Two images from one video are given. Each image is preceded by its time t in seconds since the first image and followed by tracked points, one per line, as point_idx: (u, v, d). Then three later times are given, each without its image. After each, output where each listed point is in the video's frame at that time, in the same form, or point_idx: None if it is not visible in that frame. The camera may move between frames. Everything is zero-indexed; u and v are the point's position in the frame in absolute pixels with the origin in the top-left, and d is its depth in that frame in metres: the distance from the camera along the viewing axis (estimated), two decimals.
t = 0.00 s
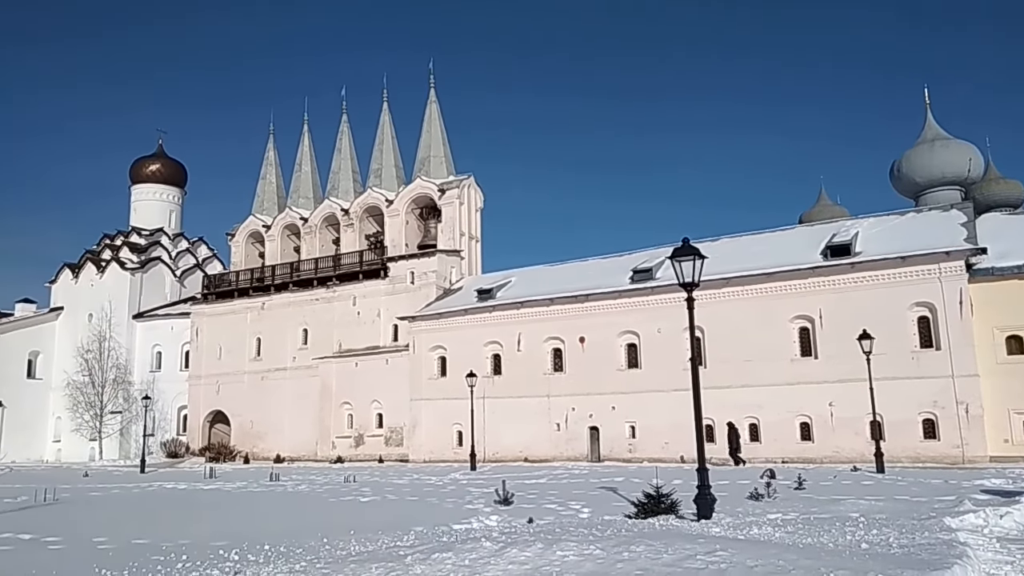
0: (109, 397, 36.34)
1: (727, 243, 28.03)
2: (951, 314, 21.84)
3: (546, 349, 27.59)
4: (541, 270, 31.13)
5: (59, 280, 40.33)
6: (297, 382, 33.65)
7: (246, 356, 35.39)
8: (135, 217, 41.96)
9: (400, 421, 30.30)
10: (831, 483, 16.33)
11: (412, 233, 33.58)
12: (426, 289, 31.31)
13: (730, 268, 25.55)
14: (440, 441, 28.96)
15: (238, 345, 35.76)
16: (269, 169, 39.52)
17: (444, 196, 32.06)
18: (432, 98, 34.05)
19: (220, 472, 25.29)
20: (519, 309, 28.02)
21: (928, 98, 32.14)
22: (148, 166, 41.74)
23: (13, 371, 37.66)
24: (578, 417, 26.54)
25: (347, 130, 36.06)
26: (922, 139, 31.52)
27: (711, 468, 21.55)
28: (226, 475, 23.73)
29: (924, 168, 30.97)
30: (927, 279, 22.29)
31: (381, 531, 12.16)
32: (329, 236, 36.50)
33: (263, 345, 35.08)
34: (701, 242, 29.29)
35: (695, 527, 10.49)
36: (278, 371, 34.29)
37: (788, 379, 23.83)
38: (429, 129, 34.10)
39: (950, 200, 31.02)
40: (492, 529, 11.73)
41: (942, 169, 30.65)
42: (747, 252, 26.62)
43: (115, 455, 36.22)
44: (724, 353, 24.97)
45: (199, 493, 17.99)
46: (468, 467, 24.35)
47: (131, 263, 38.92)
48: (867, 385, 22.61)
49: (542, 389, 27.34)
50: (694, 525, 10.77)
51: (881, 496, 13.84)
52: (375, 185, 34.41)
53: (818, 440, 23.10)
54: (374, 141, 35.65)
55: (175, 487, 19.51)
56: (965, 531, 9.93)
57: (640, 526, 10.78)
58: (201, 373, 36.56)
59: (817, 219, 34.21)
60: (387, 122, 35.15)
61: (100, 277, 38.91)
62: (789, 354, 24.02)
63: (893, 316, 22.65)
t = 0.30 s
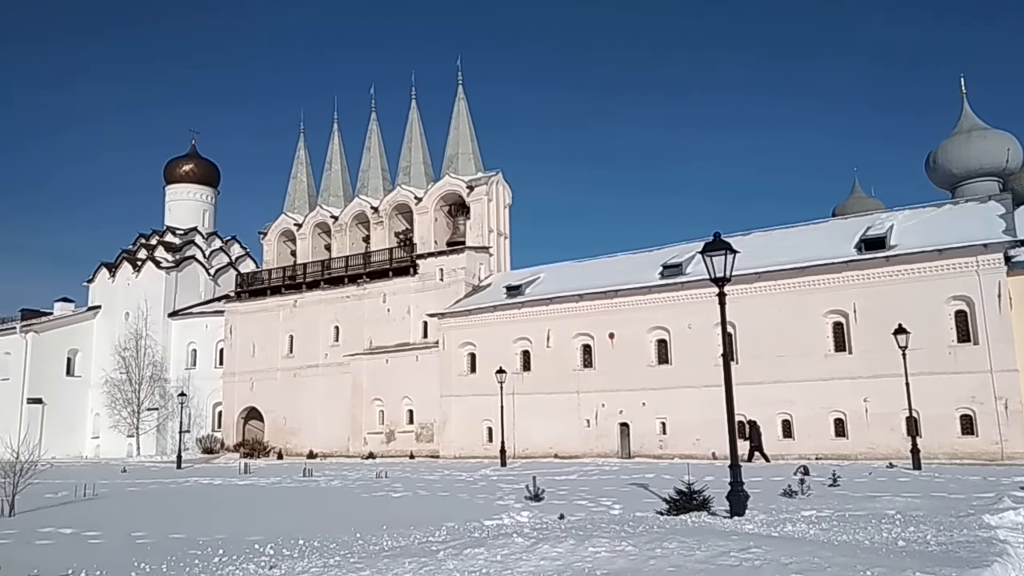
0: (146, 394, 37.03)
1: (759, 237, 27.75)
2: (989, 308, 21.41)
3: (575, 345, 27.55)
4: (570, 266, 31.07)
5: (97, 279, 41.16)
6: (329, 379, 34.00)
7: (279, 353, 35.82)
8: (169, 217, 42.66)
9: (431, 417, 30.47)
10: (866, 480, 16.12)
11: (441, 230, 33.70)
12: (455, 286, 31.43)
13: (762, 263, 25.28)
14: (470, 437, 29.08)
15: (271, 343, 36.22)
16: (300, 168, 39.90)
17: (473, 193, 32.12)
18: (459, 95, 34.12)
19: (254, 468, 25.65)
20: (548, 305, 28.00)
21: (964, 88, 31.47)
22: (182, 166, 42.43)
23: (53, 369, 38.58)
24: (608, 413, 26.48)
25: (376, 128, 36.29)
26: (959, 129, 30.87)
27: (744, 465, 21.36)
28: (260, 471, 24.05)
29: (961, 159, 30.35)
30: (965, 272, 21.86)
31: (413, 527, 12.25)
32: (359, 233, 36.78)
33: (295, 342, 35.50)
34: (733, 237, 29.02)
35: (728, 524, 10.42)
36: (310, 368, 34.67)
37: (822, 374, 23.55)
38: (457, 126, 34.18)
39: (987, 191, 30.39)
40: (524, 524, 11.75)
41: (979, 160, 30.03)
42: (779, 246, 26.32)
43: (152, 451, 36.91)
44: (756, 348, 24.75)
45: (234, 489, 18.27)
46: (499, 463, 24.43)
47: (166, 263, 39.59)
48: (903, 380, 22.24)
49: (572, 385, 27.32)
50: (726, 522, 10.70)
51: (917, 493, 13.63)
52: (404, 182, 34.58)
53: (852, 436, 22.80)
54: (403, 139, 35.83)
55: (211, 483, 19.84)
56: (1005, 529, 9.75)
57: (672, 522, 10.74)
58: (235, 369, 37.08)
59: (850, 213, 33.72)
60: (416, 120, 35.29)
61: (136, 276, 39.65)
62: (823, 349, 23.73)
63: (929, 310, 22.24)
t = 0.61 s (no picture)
0: (180, 387, 37.64)
1: (790, 229, 27.42)
2: None
3: (604, 338, 27.46)
4: (598, 259, 30.96)
5: (131, 274, 41.88)
6: (359, 372, 34.28)
7: (310, 347, 36.19)
8: (201, 212, 43.23)
9: (459, 410, 30.60)
10: (900, 473, 15.90)
11: (469, 224, 33.75)
12: (483, 280, 31.48)
13: (794, 255, 24.98)
14: (499, 430, 29.16)
15: (302, 336, 36.60)
16: (329, 164, 40.21)
17: (500, 187, 32.12)
18: (486, 88, 34.11)
19: (285, 460, 25.97)
20: (576, 299, 27.94)
21: (1001, 74, 30.74)
22: (213, 163, 42.98)
23: (90, 363, 39.37)
24: (637, 407, 26.38)
25: (404, 123, 36.42)
26: (995, 117, 30.16)
27: (775, 459, 21.16)
28: (291, 463, 24.35)
29: (998, 147, 29.68)
30: (1002, 263, 21.39)
31: (443, 519, 12.33)
32: (388, 228, 36.98)
33: (325, 336, 35.84)
34: (763, 228, 28.69)
35: (759, 518, 10.33)
36: (340, 361, 34.98)
37: (855, 367, 23.23)
38: (483, 119, 34.18)
39: None
40: (553, 517, 11.77)
41: (1017, 147, 29.33)
42: (810, 237, 25.99)
43: (187, 443, 37.44)
44: (787, 341, 24.49)
45: (266, 480, 18.53)
46: (527, 456, 24.48)
47: (198, 258, 40.15)
48: (938, 373, 21.85)
49: (600, 378, 27.26)
50: (758, 516, 10.61)
51: (953, 488, 13.39)
52: (432, 176, 34.69)
53: (886, 430, 22.48)
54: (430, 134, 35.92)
55: (243, 475, 20.16)
56: None
57: (702, 516, 10.68)
58: (266, 363, 37.54)
59: (883, 203, 33.17)
60: (443, 114, 35.36)
61: (169, 271, 40.27)
62: (856, 341, 23.40)
63: (966, 301, 21.81)
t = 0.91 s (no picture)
0: (214, 382, 38.20)
1: (822, 221, 27.06)
2: None
3: (632, 333, 27.35)
4: (626, 253, 30.83)
5: (165, 272, 42.55)
6: (389, 367, 34.52)
7: (340, 342, 36.52)
8: (233, 210, 43.77)
9: (488, 405, 30.68)
10: (936, 469, 15.64)
11: (496, 219, 33.77)
12: (511, 275, 31.48)
13: (826, 248, 24.65)
14: (528, 425, 29.19)
15: (332, 332, 36.94)
16: (357, 160, 40.46)
17: (527, 181, 32.09)
18: (513, 83, 34.07)
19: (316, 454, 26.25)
20: (604, 293, 27.85)
21: None
22: (244, 161, 43.47)
23: (125, 358, 40.15)
24: (666, 402, 26.25)
25: (431, 119, 36.52)
26: None
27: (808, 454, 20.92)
28: (322, 457, 24.60)
29: None
30: None
31: (473, 513, 12.38)
32: (416, 224, 37.15)
33: (355, 332, 36.13)
34: (795, 221, 28.35)
35: (791, 514, 10.24)
36: (370, 356, 35.26)
37: (889, 361, 22.89)
38: (510, 114, 34.16)
39: None
40: (584, 512, 11.77)
41: None
42: (843, 230, 25.63)
43: (221, 437, 38.04)
44: (820, 335, 24.20)
45: (298, 474, 18.76)
46: (556, 451, 24.48)
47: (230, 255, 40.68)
48: (975, 367, 21.44)
49: (629, 373, 27.16)
50: (790, 512, 10.51)
51: (991, 484, 13.15)
52: (459, 172, 34.76)
53: (921, 425, 22.13)
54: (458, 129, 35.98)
55: (276, 469, 20.44)
56: None
57: (734, 512, 10.61)
58: (298, 358, 37.96)
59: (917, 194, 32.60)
60: (470, 109, 35.39)
61: (202, 268, 40.86)
62: (890, 335, 23.04)
63: (1004, 293, 21.35)
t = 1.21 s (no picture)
0: (256, 385, 38.81)
1: (865, 219, 26.57)
2: None
3: (671, 334, 27.13)
4: (664, 253, 30.60)
5: (208, 276, 43.37)
6: (427, 369, 34.72)
7: (379, 345, 36.84)
8: (273, 215, 44.44)
9: (526, 407, 30.67)
10: (987, 472, 15.24)
11: (532, 221, 33.77)
12: (547, 276, 31.45)
13: (869, 246, 24.18)
14: (566, 426, 29.12)
15: (371, 334, 37.29)
16: (394, 164, 40.80)
17: (563, 182, 32.05)
18: (548, 84, 34.05)
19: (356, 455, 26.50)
20: (642, 294, 27.67)
21: None
22: (284, 166, 44.10)
23: (170, 362, 40.99)
24: (706, 403, 25.98)
25: (467, 121, 36.68)
26: None
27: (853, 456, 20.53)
28: (362, 458, 24.84)
29: None
30: None
31: (513, 514, 12.40)
32: (452, 226, 37.34)
33: (393, 334, 36.43)
34: (836, 219, 27.87)
35: (837, 517, 10.04)
36: (409, 358, 35.51)
37: (935, 361, 22.36)
38: (546, 115, 34.14)
39: None
40: (625, 515, 11.70)
41: None
42: (887, 227, 25.12)
43: (263, 439, 38.59)
44: (863, 335, 23.75)
45: (339, 476, 18.95)
46: (594, 452, 24.38)
47: (271, 259, 41.32)
48: None
49: (668, 374, 26.94)
50: (836, 515, 10.33)
51: None
52: (495, 174, 34.85)
53: (970, 426, 21.58)
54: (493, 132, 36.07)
55: (318, 470, 20.70)
56: None
57: (778, 514, 10.45)
58: (337, 360, 38.39)
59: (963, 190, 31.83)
60: (505, 111, 35.46)
61: (244, 272, 41.57)
62: (937, 334, 22.51)
63: None
